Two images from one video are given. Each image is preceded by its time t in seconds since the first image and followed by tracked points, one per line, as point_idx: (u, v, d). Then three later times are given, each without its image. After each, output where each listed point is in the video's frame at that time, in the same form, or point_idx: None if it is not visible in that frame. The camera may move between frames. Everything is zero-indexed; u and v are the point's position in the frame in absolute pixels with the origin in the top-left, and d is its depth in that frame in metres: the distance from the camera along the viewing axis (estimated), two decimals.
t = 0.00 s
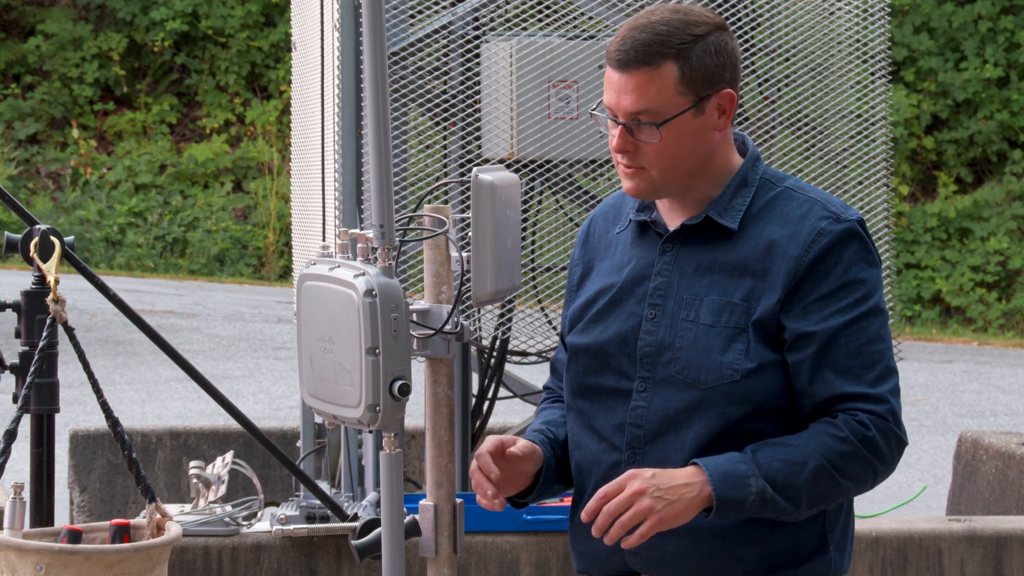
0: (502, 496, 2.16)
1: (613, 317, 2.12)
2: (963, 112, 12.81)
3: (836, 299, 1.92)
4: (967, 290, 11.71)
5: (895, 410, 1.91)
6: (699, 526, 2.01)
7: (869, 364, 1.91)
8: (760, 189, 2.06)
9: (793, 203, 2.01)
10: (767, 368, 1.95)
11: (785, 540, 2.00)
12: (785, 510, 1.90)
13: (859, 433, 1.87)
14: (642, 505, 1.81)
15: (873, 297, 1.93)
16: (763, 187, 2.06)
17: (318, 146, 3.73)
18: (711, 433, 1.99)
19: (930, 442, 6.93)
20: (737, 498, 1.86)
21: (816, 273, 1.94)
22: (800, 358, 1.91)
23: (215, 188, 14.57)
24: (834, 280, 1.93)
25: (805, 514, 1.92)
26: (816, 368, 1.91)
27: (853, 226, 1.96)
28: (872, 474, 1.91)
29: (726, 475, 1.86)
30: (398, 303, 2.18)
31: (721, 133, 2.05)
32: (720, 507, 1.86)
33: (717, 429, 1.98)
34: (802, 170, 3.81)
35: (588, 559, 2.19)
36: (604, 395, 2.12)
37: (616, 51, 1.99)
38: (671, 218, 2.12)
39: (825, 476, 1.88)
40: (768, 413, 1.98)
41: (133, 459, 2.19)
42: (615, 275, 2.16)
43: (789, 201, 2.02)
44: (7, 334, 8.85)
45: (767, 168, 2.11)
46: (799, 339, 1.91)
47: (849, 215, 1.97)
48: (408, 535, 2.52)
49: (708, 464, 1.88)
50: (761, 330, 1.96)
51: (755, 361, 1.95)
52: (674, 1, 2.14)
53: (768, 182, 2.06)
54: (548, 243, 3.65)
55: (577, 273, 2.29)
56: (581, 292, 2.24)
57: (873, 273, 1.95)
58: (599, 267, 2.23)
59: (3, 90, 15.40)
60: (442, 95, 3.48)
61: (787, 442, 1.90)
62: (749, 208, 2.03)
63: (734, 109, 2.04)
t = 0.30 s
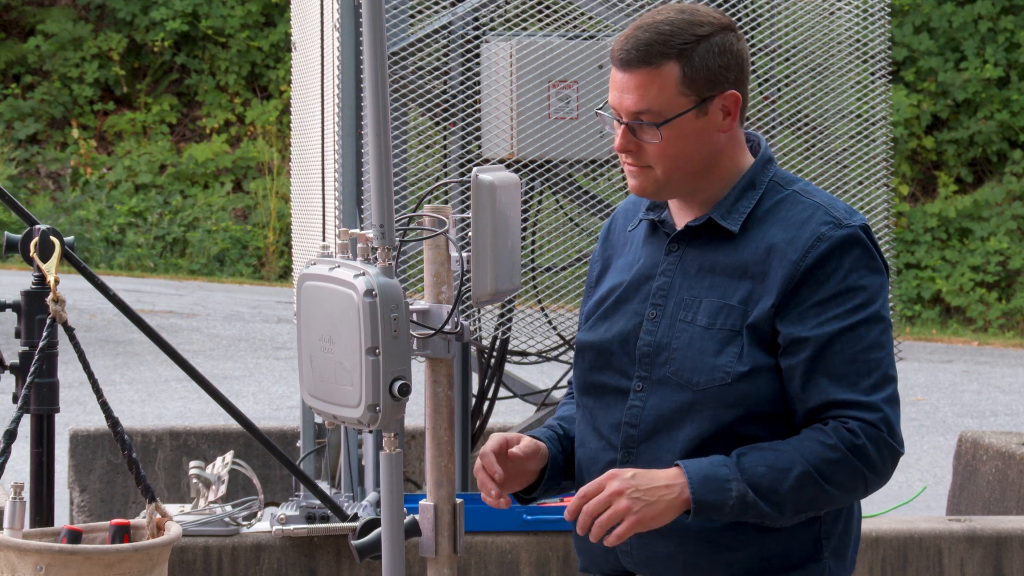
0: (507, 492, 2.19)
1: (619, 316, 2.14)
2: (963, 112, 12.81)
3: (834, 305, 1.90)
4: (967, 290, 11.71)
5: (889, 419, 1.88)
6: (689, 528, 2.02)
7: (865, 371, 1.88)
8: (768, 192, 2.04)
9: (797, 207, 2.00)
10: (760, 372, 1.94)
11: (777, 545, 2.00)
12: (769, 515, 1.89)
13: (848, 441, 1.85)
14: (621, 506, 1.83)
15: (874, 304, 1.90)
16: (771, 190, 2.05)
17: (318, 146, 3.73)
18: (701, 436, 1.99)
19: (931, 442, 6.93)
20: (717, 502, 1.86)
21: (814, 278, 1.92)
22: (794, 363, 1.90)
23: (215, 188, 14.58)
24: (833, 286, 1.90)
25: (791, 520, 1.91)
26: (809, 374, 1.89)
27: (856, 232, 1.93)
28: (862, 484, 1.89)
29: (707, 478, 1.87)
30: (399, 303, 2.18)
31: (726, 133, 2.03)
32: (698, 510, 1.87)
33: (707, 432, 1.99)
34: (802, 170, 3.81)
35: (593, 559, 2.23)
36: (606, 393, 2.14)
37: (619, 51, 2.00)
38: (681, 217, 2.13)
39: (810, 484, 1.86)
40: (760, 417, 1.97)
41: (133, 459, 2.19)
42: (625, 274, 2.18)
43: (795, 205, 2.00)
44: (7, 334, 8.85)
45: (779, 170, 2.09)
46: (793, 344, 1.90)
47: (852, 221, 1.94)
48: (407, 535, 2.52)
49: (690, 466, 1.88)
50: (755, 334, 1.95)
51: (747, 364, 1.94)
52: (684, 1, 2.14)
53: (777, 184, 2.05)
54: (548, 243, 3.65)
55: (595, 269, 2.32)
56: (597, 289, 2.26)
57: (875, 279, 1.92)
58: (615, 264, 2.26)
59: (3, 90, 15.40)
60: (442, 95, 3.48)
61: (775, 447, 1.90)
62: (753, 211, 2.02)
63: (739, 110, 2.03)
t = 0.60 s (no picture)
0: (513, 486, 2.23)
1: (627, 315, 2.16)
2: (963, 112, 12.81)
3: (830, 307, 1.88)
4: (967, 290, 11.70)
5: (882, 423, 1.84)
6: (682, 528, 2.03)
7: (859, 375, 1.85)
8: (774, 193, 2.03)
9: (800, 209, 1.98)
10: (753, 373, 1.94)
11: (769, 547, 1.99)
12: (755, 515, 1.88)
13: (836, 444, 1.83)
14: (603, 502, 1.84)
15: (872, 307, 1.87)
16: (777, 192, 2.03)
17: (318, 146, 3.73)
18: (695, 435, 1.99)
19: (931, 442, 6.93)
20: (698, 498, 1.87)
21: (811, 280, 1.90)
22: (787, 365, 1.89)
23: (215, 188, 14.57)
24: (829, 288, 1.88)
25: (779, 521, 1.90)
26: (801, 376, 1.88)
27: (856, 234, 1.90)
28: (852, 488, 1.86)
29: (689, 474, 1.87)
30: (398, 303, 2.18)
31: (736, 134, 2.02)
32: (679, 507, 1.87)
33: (702, 432, 1.99)
34: (802, 170, 3.82)
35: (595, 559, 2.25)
36: (611, 393, 2.16)
37: (629, 50, 2.00)
38: (692, 215, 2.14)
39: (796, 485, 1.85)
40: (754, 418, 1.97)
41: (133, 459, 2.19)
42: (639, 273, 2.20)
43: (797, 207, 1.99)
44: (7, 334, 8.85)
45: (789, 172, 2.07)
46: (786, 345, 1.88)
47: (853, 224, 1.91)
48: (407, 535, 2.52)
49: (675, 462, 1.89)
50: (750, 335, 1.94)
51: (740, 364, 1.94)
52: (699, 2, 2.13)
53: (785, 186, 2.04)
54: (548, 243, 3.65)
55: (620, 269, 2.34)
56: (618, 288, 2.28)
57: (875, 282, 1.89)
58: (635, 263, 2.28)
59: (3, 90, 15.40)
60: (442, 95, 3.48)
61: (764, 447, 1.89)
62: (757, 212, 2.01)
63: (749, 110, 2.01)
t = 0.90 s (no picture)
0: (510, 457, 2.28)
1: (640, 309, 2.18)
2: (963, 112, 12.82)
3: (832, 304, 1.87)
4: (967, 290, 11.70)
5: (879, 420, 1.83)
6: (682, 524, 2.04)
7: (859, 372, 1.83)
8: (785, 191, 2.03)
9: (807, 207, 1.98)
10: (750, 368, 1.95)
11: (769, 547, 1.99)
12: (741, 489, 1.88)
13: (831, 434, 1.81)
14: (594, 453, 1.84)
15: (874, 307, 1.86)
16: (789, 189, 2.03)
17: (318, 146, 3.73)
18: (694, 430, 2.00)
19: (931, 442, 6.93)
20: (690, 459, 1.86)
21: (813, 277, 1.90)
22: (786, 359, 1.88)
23: (215, 188, 14.57)
24: (831, 286, 1.88)
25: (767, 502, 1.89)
26: (799, 371, 1.87)
27: (860, 234, 1.90)
28: (844, 479, 1.84)
29: (684, 435, 1.86)
30: (399, 303, 2.18)
31: (755, 133, 2.02)
32: (668, 469, 1.86)
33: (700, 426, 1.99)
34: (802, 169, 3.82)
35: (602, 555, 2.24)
36: (620, 386, 2.18)
37: (652, 44, 2.02)
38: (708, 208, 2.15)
39: (785, 469, 1.84)
40: (751, 415, 1.97)
41: (133, 459, 2.19)
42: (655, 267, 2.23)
43: (805, 206, 1.99)
44: (7, 334, 8.85)
45: (806, 171, 2.06)
46: (786, 339, 1.88)
47: (858, 223, 1.91)
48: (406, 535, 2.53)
49: (672, 424, 1.89)
50: (749, 330, 1.95)
51: (736, 359, 1.95)
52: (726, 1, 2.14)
53: (798, 185, 2.03)
54: (548, 243, 3.65)
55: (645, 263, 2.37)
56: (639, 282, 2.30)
57: (878, 283, 1.88)
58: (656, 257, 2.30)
59: (3, 90, 15.39)
60: (442, 95, 3.48)
61: (762, 427, 1.89)
62: (766, 209, 2.01)
63: (769, 109, 2.01)
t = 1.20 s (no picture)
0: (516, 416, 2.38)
1: (653, 309, 2.19)
2: (963, 113, 12.82)
3: (841, 306, 1.87)
4: (967, 290, 11.70)
5: (879, 424, 1.82)
6: (695, 526, 2.04)
7: (864, 374, 1.83)
8: (803, 195, 2.02)
9: (824, 210, 1.97)
10: (762, 371, 1.96)
11: (782, 549, 1.99)
12: (733, 475, 1.88)
13: (830, 431, 1.81)
14: (593, 413, 1.88)
15: (883, 311, 1.85)
16: (807, 193, 2.02)
17: (318, 146, 3.73)
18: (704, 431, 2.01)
19: (930, 442, 6.93)
20: (687, 436, 1.87)
21: (825, 280, 1.89)
22: (792, 359, 1.89)
23: (215, 188, 14.57)
24: (842, 288, 1.87)
25: (759, 491, 1.89)
26: (803, 372, 1.87)
27: (876, 239, 1.89)
28: (837, 478, 1.84)
29: (686, 412, 1.88)
30: (398, 302, 2.18)
31: (772, 132, 2.02)
32: (665, 444, 1.87)
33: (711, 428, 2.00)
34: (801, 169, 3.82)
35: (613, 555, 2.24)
36: (634, 387, 2.19)
37: (664, 48, 2.02)
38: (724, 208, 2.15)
39: (780, 462, 1.84)
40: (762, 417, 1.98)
41: (134, 459, 2.19)
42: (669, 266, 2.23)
43: (822, 208, 1.98)
44: (7, 333, 8.85)
45: (823, 175, 2.06)
46: (794, 340, 1.89)
47: (874, 228, 1.90)
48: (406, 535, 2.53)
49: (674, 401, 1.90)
50: (760, 332, 1.95)
51: (749, 363, 1.95)
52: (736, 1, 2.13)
53: (815, 189, 2.03)
54: (548, 243, 3.64)
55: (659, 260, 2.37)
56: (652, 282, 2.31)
57: (889, 288, 1.88)
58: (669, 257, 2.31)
59: (3, 89, 15.40)
60: (442, 95, 3.48)
61: (763, 418, 1.89)
62: (783, 213, 2.01)
63: (785, 108, 2.01)
